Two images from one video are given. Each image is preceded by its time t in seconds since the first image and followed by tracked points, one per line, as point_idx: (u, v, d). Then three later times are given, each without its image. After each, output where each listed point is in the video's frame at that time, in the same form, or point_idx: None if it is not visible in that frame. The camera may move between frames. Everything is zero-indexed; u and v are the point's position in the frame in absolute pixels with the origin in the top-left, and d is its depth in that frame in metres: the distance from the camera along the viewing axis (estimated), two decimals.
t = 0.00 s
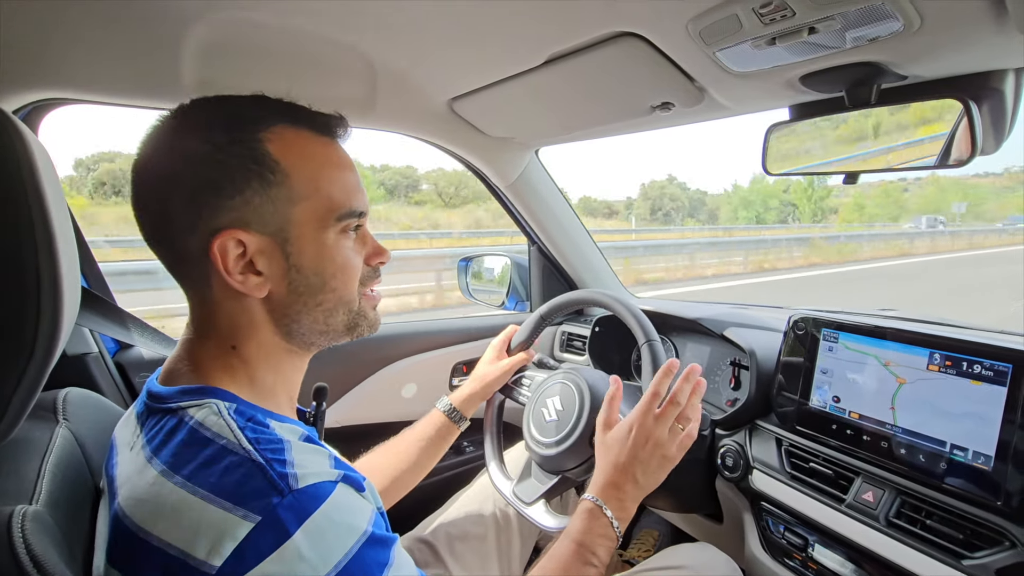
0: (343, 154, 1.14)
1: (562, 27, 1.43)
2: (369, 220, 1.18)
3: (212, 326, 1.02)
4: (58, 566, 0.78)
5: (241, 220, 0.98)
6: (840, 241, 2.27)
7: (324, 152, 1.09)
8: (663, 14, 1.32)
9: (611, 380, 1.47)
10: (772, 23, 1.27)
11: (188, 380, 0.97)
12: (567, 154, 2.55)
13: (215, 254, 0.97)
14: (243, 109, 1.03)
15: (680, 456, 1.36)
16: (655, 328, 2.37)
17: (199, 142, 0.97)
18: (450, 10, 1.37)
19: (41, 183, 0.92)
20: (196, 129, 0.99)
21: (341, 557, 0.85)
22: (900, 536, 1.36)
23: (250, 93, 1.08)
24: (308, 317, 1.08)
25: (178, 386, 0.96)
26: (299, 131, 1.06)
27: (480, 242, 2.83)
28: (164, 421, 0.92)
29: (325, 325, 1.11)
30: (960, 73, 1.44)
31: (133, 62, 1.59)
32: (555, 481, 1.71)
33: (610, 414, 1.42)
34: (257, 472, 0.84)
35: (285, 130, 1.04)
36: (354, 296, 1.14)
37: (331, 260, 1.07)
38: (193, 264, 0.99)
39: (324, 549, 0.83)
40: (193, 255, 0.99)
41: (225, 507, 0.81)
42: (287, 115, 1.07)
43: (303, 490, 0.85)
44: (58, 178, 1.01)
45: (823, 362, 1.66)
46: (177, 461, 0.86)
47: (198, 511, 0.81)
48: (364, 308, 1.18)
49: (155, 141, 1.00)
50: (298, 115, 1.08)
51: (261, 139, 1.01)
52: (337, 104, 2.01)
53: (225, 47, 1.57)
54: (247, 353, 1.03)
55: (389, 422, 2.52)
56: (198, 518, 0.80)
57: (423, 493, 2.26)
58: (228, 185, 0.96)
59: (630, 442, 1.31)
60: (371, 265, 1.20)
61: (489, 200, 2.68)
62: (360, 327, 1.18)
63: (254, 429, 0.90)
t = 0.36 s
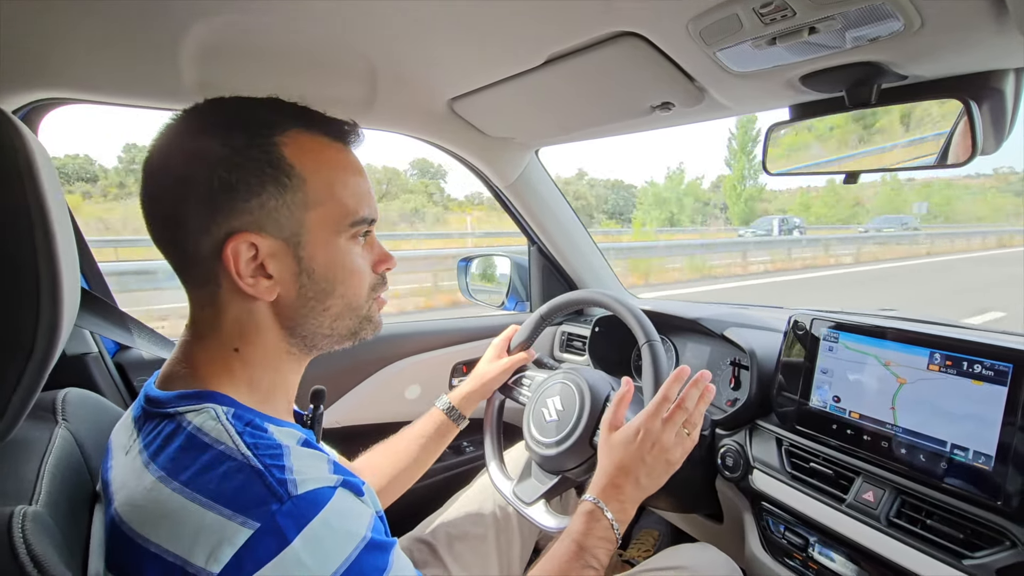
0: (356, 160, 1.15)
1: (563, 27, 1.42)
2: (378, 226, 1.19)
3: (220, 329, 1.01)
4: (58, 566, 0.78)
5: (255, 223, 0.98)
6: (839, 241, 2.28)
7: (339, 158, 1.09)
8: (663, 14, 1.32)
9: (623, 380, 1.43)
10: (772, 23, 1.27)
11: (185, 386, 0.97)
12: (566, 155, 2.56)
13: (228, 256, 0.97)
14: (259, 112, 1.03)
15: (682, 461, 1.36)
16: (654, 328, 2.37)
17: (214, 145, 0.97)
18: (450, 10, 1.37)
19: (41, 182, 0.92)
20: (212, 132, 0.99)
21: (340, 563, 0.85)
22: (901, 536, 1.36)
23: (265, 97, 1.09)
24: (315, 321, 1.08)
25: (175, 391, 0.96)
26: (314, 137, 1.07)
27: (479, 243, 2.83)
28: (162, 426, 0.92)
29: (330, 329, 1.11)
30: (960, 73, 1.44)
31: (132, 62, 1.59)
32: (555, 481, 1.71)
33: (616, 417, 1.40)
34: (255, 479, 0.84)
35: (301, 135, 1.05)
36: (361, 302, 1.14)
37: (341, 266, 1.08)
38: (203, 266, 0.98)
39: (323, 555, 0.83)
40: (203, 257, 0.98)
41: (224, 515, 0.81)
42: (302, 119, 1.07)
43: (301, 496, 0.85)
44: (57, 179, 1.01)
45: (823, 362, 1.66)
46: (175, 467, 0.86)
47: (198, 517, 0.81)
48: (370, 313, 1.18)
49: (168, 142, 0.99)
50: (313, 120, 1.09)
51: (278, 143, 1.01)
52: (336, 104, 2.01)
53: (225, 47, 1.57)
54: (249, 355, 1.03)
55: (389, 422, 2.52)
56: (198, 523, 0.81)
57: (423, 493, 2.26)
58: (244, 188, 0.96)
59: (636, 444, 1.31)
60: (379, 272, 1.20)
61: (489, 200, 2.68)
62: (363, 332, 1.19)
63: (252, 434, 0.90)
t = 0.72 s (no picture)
0: (341, 154, 1.15)
1: (562, 30, 1.43)
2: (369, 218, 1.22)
3: (223, 331, 1.01)
4: (56, 570, 0.78)
5: (266, 222, 0.99)
6: (838, 243, 2.28)
7: (331, 154, 1.11)
8: (661, 18, 1.32)
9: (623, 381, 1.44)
10: (770, 27, 1.27)
11: (181, 389, 0.96)
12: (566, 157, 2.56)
13: (246, 255, 0.97)
14: (252, 112, 1.02)
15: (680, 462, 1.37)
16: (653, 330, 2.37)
17: (213, 147, 0.96)
18: (450, 14, 1.37)
19: (41, 186, 0.92)
20: (206, 134, 0.97)
21: (339, 564, 0.85)
22: (899, 538, 1.36)
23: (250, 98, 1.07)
24: (324, 314, 1.10)
25: (171, 393, 0.96)
26: (307, 133, 1.08)
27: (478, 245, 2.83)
28: (159, 429, 0.92)
29: (337, 321, 1.13)
30: (958, 77, 1.45)
31: (131, 65, 1.59)
32: (554, 483, 1.71)
33: (616, 417, 1.41)
34: (252, 480, 0.84)
35: (296, 133, 1.06)
36: (362, 292, 1.17)
37: (347, 258, 1.11)
38: (214, 270, 0.97)
39: (321, 557, 0.83)
40: (212, 260, 0.97)
41: (220, 517, 0.81)
42: (293, 118, 1.07)
43: (298, 497, 0.85)
44: (56, 182, 1.01)
45: (822, 365, 1.67)
46: (171, 470, 0.86)
47: (195, 520, 0.81)
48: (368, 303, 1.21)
49: (158, 147, 0.97)
50: (302, 118, 1.10)
51: (278, 141, 1.02)
52: (336, 106, 2.01)
53: (224, 50, 1.57)
54: (253, 355, 1.03)
55: (388, 423, 2.52)
56: (194, 525, 0.81)
57: (422, 495, 2.26)
58: (252, 187, 0.97)
59: (635, 445, 1.32)
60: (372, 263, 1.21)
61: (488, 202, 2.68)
62: (364, 322, 1.21)
63: (249, 436, 0.90)
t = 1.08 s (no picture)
0: (333, 150, 1.15)
1: (560, 26, 1.42)
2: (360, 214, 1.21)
3: (213, 328, 1.00)
4: (51, 568, 0.77)
5: (252, 219, 0.98)
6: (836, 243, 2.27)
7: (322, 150, 1.10)
8: (659, 13, 1.31)
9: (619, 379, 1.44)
10: (768, 23, 1.27)
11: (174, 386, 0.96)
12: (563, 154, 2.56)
13: (229, 252, 0.96)
14: (243, 106, 1.02)
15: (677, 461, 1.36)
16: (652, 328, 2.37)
17: (201, 141, 0.95)
18: (447, 10, 1.37)
19: (35, 184, 0.91)
20: (195, 128, 0.96)
21: (332, 561, 0.84)
22: (897, 535, 1.36)
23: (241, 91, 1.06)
24: (313, 312, 1.09)
25: (165, 390, 0.96)
26: (297, 128, 1.07)
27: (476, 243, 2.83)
28: (152, 427, 0.92)
29: (328, 317, 1.13)
30: (957, 74, 1.44)
31: (127, 61, 1.58)
32: (552, 481, 1.71)
33: (615, 415, 1.40)
34: (245, 477, 0.83)
35: (286, 128, 1.05)
36: (354, 289, 1.17)
37: (336, 255, 1.10)
38: (200, 266, 0.97)
39: (313, 554, 0.82)
40: (198, 256, 0.96)
41: (212, 513, 0.80)
42: (285, 113, 1.06)
43: (291, 494, 0.85)
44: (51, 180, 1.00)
45: (820, 363, 1.66)
46: (163, 468, 0.86)
47: (187, 517, 0.81)
48: (360, 298, 1.21)
49: (147, 142, 0.96)
50: (295, 113, 1.09)
51: (268, 137, 1.01)
52: (333, 103, 2.00)
53: (220, 46, 1.57)
54: (245, 352, 1.02)
55: (385, 422, 2.51)
56: (186, 523, 0.81)
57: (420, 493, 2.26)
58: (238, 183, 0.96)
59: (635, 441, 1.32)
60: (364, 259, 1.22)
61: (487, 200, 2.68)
62: (356, 318, 1.21)
63: (243, 433, 0.89)
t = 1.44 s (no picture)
0: (325, 147, 1.13)
1: (560, 25, 1.42)
2: (357, 212, 1.20)
3: (203, 333, 1.00)
4: (50, 568, 0.77)
5: (234, 224, 0.98)
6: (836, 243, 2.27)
7: (309, 147, 1.09)
8: (659, 13, 1.31)
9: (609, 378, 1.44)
10: (769, 23, 1.27)
11: (170, 389, 0.96)
12: (562, 153, 2.55)
13: (212, 259, 0.96)
14: (221, 103, 1.00)
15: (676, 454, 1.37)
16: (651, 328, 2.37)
17: (180, 144, 0.95)
18: (447, 9, 1.37)
19: (35, 183, 0.91)
20: (174, 130, 0.96)
21: (329, 566, 0.84)
22: (896, 535, 1.36)
23: (224, 85, 1.05)
24: (305, 316, 1.08)
25: (159, 393, 0.96)
26: (281, 126, 1.05)
27: (476, 242, 2.83)
28: (147, 430, 0.92)
29: (320, 321, 1.12)
30: (957, 74, 1.44)
31: (126, 60, 1.58)
32: (551, 481, 1.71)
33: (612, 412, 1.40)
34: (241, 484, 0.83)
35: (268, 126, 1.03)
36: (349, 291, 1.16)
37: (327, 257, 1.09)
38: (185, 272, 0.98)
39: (310, 559, 0.82)
40: (181, 261, 0.97)
41: (209, 521, 0.80)
42: (266, 109, 1.05)
43: (288, 499, 0.85)
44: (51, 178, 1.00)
45: (819, 362, 1.67)
46: (159, 473, 0.86)
47: (183, 524, 0.81)
48: (358, 301, 1.20)
49: (128, 145, 0.97)
50: (278, 108, 1.07)
51: (246, 136, 1.00)
52: (332, 102, 2.00)
53: (220, 45, 1.56)
54: (237, 357, 1.02)
55: (385, 421, 2.51)
56: (182, 529, 0.81)
57: (419, 492, 2.26)
58: (217, 187, 0.95)
59: (634, 434, 1.32)
60: (365, 258, 1.20)
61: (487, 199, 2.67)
62: (353, 322, 1.20)
63: (238, 438, 0.89)
